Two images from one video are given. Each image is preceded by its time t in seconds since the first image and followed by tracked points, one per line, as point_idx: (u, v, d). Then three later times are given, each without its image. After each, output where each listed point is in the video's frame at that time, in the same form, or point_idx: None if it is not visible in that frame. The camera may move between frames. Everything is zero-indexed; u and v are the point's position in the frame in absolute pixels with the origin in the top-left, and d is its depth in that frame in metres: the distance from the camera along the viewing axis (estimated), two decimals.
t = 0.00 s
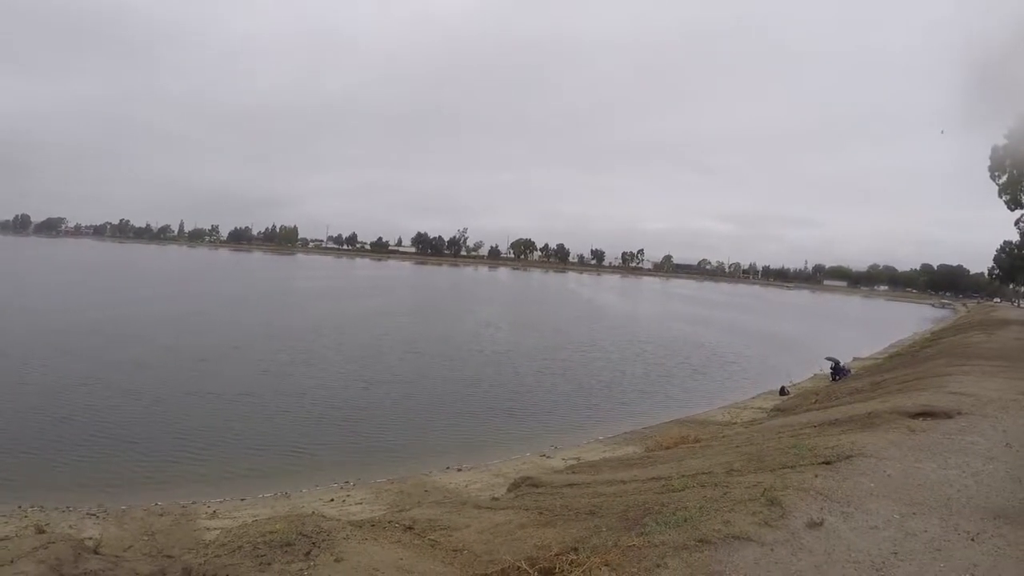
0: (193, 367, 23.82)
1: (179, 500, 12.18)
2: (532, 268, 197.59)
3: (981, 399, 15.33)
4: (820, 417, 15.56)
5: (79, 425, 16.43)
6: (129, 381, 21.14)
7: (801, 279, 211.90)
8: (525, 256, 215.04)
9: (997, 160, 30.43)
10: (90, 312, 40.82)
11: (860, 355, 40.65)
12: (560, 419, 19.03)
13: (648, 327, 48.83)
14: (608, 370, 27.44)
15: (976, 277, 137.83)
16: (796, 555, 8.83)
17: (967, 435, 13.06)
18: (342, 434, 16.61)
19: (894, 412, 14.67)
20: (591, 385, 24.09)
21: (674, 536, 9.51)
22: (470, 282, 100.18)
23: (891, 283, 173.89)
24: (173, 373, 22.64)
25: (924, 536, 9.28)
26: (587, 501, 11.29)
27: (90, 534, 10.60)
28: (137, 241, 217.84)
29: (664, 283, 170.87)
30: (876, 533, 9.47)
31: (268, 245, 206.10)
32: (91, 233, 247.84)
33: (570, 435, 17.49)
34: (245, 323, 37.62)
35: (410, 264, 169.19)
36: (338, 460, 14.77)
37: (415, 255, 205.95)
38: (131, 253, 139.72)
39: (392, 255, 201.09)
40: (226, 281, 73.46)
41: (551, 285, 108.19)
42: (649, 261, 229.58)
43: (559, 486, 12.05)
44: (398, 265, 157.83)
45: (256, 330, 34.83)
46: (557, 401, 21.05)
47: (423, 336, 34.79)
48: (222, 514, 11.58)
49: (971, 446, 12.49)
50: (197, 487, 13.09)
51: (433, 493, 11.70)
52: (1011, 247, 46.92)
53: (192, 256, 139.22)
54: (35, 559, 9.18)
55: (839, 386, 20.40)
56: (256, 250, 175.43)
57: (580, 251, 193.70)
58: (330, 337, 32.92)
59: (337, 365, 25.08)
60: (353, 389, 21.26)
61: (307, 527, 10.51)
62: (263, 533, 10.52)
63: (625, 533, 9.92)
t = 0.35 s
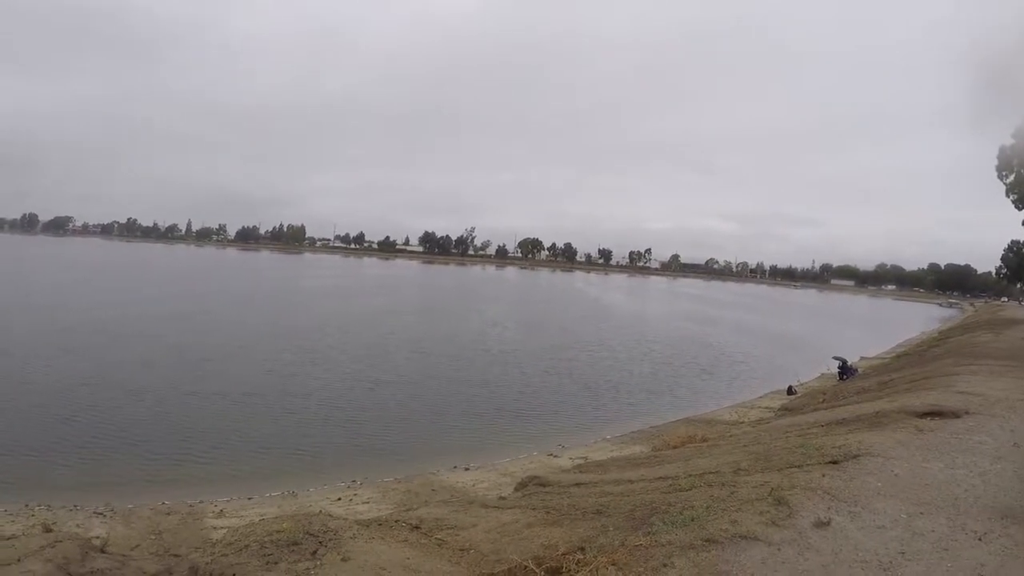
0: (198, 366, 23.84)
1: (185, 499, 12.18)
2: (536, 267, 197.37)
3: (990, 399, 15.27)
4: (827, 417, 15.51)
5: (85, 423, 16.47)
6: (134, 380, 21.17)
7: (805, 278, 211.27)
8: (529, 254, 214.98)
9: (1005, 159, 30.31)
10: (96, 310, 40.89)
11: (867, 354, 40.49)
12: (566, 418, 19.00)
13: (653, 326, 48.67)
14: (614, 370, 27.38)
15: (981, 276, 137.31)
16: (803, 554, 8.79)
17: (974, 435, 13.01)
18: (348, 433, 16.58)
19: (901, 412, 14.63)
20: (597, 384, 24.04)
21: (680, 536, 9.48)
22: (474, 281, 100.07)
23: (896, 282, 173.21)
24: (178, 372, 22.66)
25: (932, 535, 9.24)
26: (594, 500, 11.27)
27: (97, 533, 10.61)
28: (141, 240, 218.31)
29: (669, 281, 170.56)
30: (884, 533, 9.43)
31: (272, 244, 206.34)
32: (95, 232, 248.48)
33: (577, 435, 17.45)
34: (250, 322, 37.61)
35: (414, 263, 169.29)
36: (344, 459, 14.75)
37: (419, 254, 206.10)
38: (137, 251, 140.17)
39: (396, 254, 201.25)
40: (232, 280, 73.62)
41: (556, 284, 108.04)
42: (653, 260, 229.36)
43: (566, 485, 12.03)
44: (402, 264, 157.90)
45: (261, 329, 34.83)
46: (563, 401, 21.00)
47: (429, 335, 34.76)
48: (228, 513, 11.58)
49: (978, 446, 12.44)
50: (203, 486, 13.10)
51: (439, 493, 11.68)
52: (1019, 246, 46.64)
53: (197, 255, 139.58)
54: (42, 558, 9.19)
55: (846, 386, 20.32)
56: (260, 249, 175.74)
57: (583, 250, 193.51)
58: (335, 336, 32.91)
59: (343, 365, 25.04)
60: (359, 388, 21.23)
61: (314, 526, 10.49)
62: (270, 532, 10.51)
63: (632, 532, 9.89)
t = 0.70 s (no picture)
0: (195, 368, 23.76)
1: (182, 502, 12.15)
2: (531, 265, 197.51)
3: (983, 391, 15.37)
4: (821, 411, 15.57)
5: (82, 427, 16.43)
6: (130, 383, 21.10)
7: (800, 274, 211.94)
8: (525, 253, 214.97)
9: (996, 153, 30.44)
10: (91, 313, 40.71)
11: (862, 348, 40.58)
12: (563, 416, 19.02)
13: (649, 323, 48.65)
14: (610, 366, 27.43)
15: (975, 270, 137.96)
16: (801, 548, 8.82)
17: (969, 427, 13.09)
18: (344, 433, 16.60)
19: (896, 406, 14.69)
20: (593, 381, 24.06)
21: (677, 531, 9.50)
22: (469, 280, 100.04)
23: (891, 276, 173.92)
24: (174, 374, 22.62)
25: (928, 527, 9.29)
26: (591, 497, 11.30)
27: (94, 537, 10.58)
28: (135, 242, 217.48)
29: (665, 279, 170.84)
30: (880, 525, 9.49)
31: (266, 244, 205.93)
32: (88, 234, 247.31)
33: (573, 432, 17.48)
34: (245, 324, 37.47)
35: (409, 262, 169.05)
36: (341, 459, 14.77)
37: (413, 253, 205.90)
38: (131, 254, 139.65)
39: (391, 253, 201.04)
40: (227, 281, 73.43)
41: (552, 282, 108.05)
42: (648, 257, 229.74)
43: (562, 483, 12.05)
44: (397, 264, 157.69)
45: (256, 330, 34.70)
46: (559, 398, 21.03)
47: (425, 334, 34.74)
48: (226, 516, 11.56)
49: (973, 438, 12.51)
50: (201, 489, 13.07)
51: (435, 492, 11.67)
52: (1011, 240, 46.96)
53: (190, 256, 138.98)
54: (38, 563, 9.15)
55: (841, 380, 20.41)
56: (255, 250, 175.16)
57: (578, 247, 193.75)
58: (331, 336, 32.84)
59: (339, 365, 25.01)
60: (355, 388, 21.18)
61: (311, 527, 10.50)
62: (267, 534, 10.51)
63: (630, 529, 9.90)
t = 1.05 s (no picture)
0: (191, 368, 23.71)
1: (176, 501, 12.12)
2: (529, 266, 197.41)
3: (978, 393, 15.37)
4: (817, 413, 15.55)
5: (77, 427, 16.38)
6: (125, 383, 21.05)
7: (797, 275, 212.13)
8: (522, 253, 215.06)
9: (991, 155, 30.44)
10: (87, 313, 40.60)
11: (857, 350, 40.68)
12: (558, 417, 19.00)
13: (647, 324, 48.65)
14: (606, 367, 27.41)
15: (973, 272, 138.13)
16: (795, 550, 8.82)
17: (964, 429, 13.10)
18: (340, 433, 16.60)
19: (892, 408, 14.69)
20: (589, 382, 24.04)
21: (673, 533, 9.50)
22: (466, 280, 100.05)
23: (888, 277, 174.19)
24: (169, 374, 22.58)
25: (924, 529, 9.28)
26: (586, 498, 11.30)
27: (88, 536, 10.56)
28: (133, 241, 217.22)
29: (662, 279, 171.16)
30: (875, 527, 9.48)
31: (264, 244, 205.71)
32: (86, 233, 246.95)
33: (569, 433, 17.48)
34: (243, 324, 37.40)
35: (406, 262, 168.91)
36: (337, 459, 14.75)
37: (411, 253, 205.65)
38: (128, 253, 139.28)
39: (389, 253, 200.83)
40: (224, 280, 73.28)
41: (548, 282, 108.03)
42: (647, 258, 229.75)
43: (558, 484, 12.04)
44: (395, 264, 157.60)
45: (253, 330, 34.64)
46: (555, 399, 21.01)
47: (421, 335, 34.79)
48: (220, 515, 11.55)
49: (969, 440, 12.51)
50: (196, 488, 13.05)
51: (430, 492, 11.66)
52: (1006, 242, 47.09)
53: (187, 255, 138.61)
54: (32, 561, 9.12)
55: (836, 381, 20.40)
56: (252, 250, 174.92)
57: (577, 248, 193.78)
58: (327, 336, 32.79)
59: (335, 365, 24.97)
60: (351, 388, 21.16)
61: (306, 527, 10.50)
62: (262, 534, 10.50)
63: (625, 530, 9.89)
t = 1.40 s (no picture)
0: (187, 371, 23.65)
1: (173, 505, 12.09)
2: (526, 266, 197.48)
3: (975, 391, 15.43)
4: (814, 412, 15.57)
5: (73, 430, 16.33)
6: (121, 386, 20.99)
7: (794, 275, 212.57)
8: (519, 253, 215.05)
9: (987, 154, 30.56)
10: (84, 315, 40.51)
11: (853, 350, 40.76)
12: (556, 418, 19.00)
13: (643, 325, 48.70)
14: (603, 368, 27.42)
15: (968, 271, 138.64)
16: (793, 550, 8.83)
17: (960, 428, 13.13)
18: (337, 436, 16.58)
19: (888, 407, 14.72)
20: (587, 383, 24.05)
21: (670, 533, 9.50)
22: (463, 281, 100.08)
23: (883, 277, 174.64)
24: (166, 377, 22.51)
25: (921, 528, 9.30)
26: (585, 499, 11.30)
27: (85, 540, 10.54)
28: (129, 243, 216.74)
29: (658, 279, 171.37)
30: (873, 526, 9.50)
31: (260, 246, 205.36)
32: (82, 235, 246.37)
33: (566, 434, 17.48)
34: (240, 326, 37.35)
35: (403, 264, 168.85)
36: (334, 462, 14.72)
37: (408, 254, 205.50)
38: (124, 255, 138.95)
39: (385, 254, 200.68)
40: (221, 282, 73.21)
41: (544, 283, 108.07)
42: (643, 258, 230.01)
43: (556, 485, 12.04)
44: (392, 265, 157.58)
45: (250, 332, 34.59)
46: (552, 400, 21.00)
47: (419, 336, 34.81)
48: (217, 518, 11.53)
49: (966, 439, 12.54)
50: (193, 492, 13.01)
51: (427, 494, 11.65)
52: (1001, 241, 47.23)
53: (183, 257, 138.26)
54: (28, 565, 9.09)
55: (833, 381, 20.43)
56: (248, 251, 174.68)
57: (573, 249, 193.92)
58: (323, 338, 32.75)
59: (332, 367, 24.94)
60: (348, 390, 21.13)
61: (303, 529, 10.49)
62: (258, 537, 10.48)
63: (623, 531, 9.89)
